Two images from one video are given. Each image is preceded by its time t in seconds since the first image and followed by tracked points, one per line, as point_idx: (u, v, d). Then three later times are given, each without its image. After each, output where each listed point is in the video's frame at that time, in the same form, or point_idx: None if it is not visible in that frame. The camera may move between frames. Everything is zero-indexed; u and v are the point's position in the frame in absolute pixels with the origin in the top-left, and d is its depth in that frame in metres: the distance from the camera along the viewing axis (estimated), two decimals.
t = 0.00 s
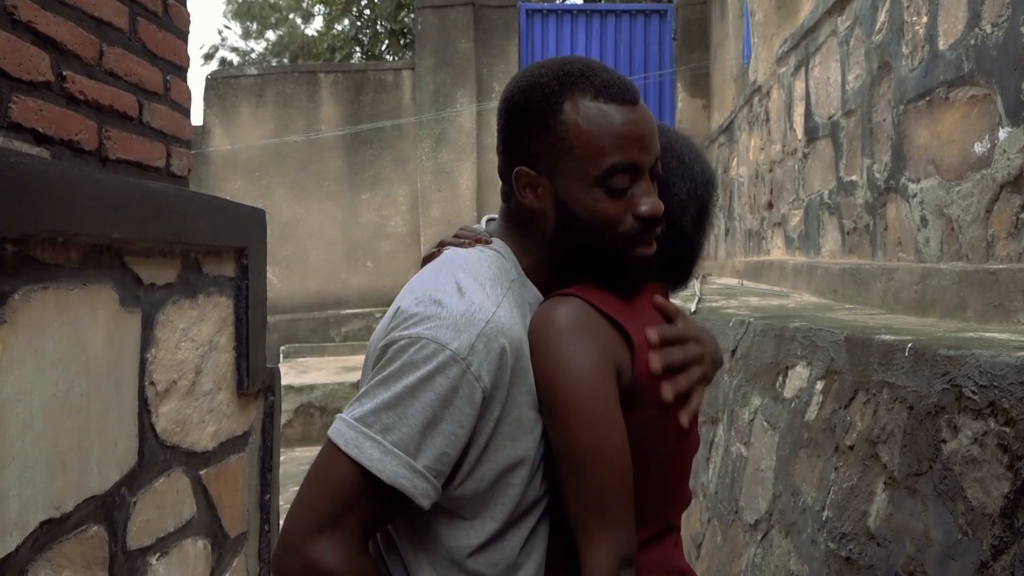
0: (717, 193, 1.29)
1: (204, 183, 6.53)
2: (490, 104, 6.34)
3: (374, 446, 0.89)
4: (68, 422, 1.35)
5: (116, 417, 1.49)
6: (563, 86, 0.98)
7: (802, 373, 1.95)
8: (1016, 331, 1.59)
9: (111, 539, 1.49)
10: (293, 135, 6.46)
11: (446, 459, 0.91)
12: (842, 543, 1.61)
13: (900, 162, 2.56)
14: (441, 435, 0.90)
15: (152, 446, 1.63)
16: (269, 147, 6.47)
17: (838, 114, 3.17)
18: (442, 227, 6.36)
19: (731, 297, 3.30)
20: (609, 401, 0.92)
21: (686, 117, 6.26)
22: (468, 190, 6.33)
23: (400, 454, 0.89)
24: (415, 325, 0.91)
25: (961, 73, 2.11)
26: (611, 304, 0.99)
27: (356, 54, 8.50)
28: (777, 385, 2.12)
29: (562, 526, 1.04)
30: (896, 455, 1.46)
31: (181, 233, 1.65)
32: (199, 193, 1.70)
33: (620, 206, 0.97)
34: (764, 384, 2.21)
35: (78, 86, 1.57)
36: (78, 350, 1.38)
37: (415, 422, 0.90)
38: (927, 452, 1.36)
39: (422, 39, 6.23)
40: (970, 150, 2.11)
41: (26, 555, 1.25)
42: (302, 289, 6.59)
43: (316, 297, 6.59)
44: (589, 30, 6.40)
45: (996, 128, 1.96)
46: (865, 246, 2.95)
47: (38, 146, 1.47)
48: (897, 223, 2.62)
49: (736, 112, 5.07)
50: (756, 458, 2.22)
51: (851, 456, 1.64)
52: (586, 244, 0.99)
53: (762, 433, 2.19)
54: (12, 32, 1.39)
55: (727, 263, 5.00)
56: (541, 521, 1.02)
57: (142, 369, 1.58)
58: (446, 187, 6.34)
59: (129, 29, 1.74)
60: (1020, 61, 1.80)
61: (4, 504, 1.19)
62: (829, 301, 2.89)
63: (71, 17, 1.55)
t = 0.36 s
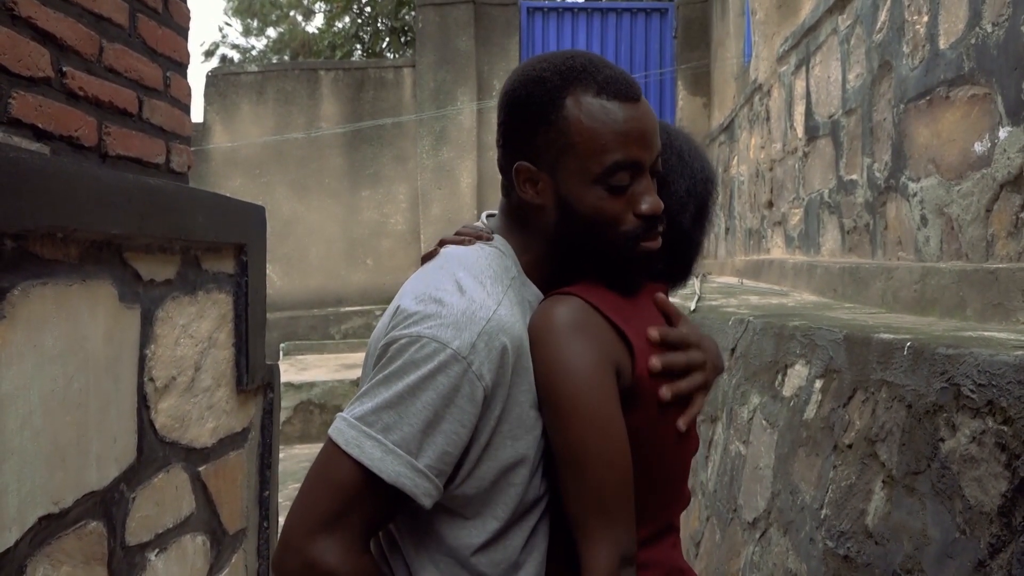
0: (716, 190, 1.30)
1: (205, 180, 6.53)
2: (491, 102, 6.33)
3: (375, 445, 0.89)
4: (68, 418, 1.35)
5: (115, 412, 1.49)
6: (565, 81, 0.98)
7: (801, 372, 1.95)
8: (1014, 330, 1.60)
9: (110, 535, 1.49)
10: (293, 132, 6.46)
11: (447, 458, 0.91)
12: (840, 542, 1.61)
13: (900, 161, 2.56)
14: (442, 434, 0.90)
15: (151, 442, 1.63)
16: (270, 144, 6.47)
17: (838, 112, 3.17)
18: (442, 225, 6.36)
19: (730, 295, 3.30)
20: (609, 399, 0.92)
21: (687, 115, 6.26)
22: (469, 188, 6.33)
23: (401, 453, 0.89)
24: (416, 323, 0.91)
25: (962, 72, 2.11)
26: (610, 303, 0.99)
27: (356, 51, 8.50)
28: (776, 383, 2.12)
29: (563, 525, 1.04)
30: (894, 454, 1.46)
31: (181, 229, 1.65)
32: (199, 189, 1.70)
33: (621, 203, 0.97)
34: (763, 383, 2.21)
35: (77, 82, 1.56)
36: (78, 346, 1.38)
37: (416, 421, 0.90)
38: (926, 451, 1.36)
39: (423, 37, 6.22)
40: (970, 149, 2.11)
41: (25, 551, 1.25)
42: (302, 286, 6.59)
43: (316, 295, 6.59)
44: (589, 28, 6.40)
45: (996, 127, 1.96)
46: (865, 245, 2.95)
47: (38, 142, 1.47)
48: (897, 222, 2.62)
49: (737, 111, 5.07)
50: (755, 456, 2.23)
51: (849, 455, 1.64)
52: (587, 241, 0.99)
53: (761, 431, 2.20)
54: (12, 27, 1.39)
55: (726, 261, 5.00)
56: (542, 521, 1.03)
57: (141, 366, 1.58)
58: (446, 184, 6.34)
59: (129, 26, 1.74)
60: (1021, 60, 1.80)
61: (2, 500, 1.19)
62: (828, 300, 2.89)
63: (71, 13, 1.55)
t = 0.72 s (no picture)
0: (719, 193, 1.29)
1: (203, 180, 6.52)
2: (489, 101, 6.33)
3: (373, 441, 0.89)
4: (64, 418, 1.35)
5: (111, 412, 1.49)
6: (594, 90, 0.97)
7: (798, 370, 1.95)
8: (1011, 328, 1.60)
9: (107, 535, 1.49)
10: (291, 132, 6.46)
11: (445, 453, 0.91)
12: (838, 539, 1.61)
13: (898, 159, 2.56)
14: (440, 429, 0.91)
15: (148, 443, 1.63)
16: (268, 143, 6.47)
17: (836, 110, 3.17)
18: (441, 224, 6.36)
19: (729, 293, 3.30)
20: (604, 394, 0.92)
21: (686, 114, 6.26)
22: (467, 187, 6.33)
23: (399, 448, 0.89)
24: (415, 319, 0.92)
25: (959, 70, 2.11)
26: (606, 300, 0.99)
27: (355, 50, 8.50)
28: (774, 381, 2.12)
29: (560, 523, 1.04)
30: (891, 451, 1.46)
31: (178, 229, 1.65)
32: (195, 189, 1.70)
33: (635, 219, 0.97)
34: (761, 381, 2.21)
35: (73, 82, 1.56)
36: (74, 345, 1.38)
37: (414, 416, 0.90)
38: (922, 449, 1.36)
39: (421, 36, 6.22)
40: (967, 147, 2.11)
41: (22, 551, 1.25)
42: (301, 285, 6.59)
43: (314, 294, 6.59)
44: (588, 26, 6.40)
45: (993, 125, 1.96)
46: (863, 243, 2.95)
47: (34, 142, 1.47)
48: (895, 220, 2.62)
49: (735, 109, 5.07)
50: (753, 454, 2.23)
51: (846, 453, 1.65)
52: (597, 251, 0.99)
53: (759, 429, 2.20)
54: (7, 27, 1.39)
55: (725, 259, 5.01)
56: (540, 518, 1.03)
57: (138, 366, 1.58)
58: (445, 183, 6.34)
59: (125, 25, 1.74)
60: (1017, 57, 1.80)
61: None
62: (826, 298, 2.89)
63: (66, 13, 1.55)
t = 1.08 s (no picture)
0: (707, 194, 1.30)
1: (201, 181, 6.52)
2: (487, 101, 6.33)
3: (362, 442, 0.89)
4: (60, 420, 1.35)
5: (108, 415, 1.49)
6: (581, 90, 0.97)
7: (796, 370, 1.95)
8: (1008, 327, 1.60)
9: (104, 538, 1.49)
10: (289, 133, 6.45)
11: (435, 454, 0.91)
12: (836, 539, 1.61)
13: (895, 159, 2.56)
14: (429, 430, 0.91)
15: (146, 445, 1.63)
16: (266, 145, 6.47)
17: (833, 110, 3.17)
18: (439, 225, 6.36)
19: (727, 293, 3.30)
20: (590, 390, 0.93)
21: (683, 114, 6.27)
22: (465, 187, 6.33)
23: (388, 450, 0.89)
24: (402, 321, 0.91)
25: (955, 69, 2.11)
26: (592, 295, 0.99)
27: (352, 51, 8.51)
28: (772, 381, 2.12)
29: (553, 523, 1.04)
30: (888, 451, 1.46)
31: (175, 230, 1.65)
32: (192, 191, 1.70)
33: (619, 218, 0.97)
34: (759, 381, 2.21)
35: (69, 84, 1.56)
36: (71, 348, 1.38)
37: (403, 417, 0.90)
38: (920, 448, 1.36)
39: (419, 37, 6.22)
40: (964, 146, 2.11)
41: (18, 554, 1.25)
42: (299, 286, 6.59)
43: (313, 295, 6.59)
44: (585, 27, 6.42)
45: (990, 124, 1.96)
46: (861, 243, 2.95)
47: (30, 144, 1.47)
48: (892, 220, 2.62)
49: (733, 109, 5.07)
50: (751, 454, 2.23)
51: (844, 453, 1.65)
52: (581, 251, 0.99)
53: (757, 429, 2.20)
54: (3, 29, 1.39)
55: (722, 259, 5.01)
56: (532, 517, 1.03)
57: (135, 368, 1.58)
58: (443, 184, 6.34)
59: (121, 27, 1.74)
60: (1014, 57, 1.80)
61: None
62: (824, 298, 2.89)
63: (62, 15, 1.54)
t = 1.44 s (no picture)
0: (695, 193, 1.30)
1: (202, 181, 6.51)
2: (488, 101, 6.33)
3: (348, 442, 0.89)
4: (61, 419, 1.35)
5: (109, 414, 1.49)
6: (561, 88, 0.97)
7: (797, 370, 1.95)
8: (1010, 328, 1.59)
9: (105, 537, 1.49)
10: (290, 132, 6.45)
11: (421, 453, 0.91)
12: (837, 540, 1.61)
13: (896, 159, 2.56)
14: (415, 429, 0.91)
15: (146, 444, 1.63)
16: (266, 144, 6.46)
17: (834, 110, 3.17)
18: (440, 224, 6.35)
19: (727, 293, 3.30)
20: (576, 387, 0.92)
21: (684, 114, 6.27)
22: (466, 187, 6.32)
23: (373, 449, 0.89)
24: (386, 320, 0.92)
25: (957, 70, 2.11)
26: (578, 295, 0.99)
27: (353, 51, 8.51)
28: (773, 381, 2.11)
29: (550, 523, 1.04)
30: (889, 452, 1.46)
31: (176, 230, 1.64)
32: (193, 190, 1.70)
33: (601, 214, 0.97)
34: (760, 382, 2.21)
35: (70, 83, 1.56)
36: (72, 347, 1.38)
37: (388, 416, 0.90)
38: (921, 449, 1.36)
39: (419, 36, 6.22)
40: (966, 147, 2.11)
41: (19, 553, 1.25)
42: (299, 286, 6.59)
43: (314, 295, 6.59)
44: (586, 26, 6.42)
45: (992, 125, 1.96)
46: (862, 243, 2.95)
47: (31, 143, 1.47)
48: (894, 220, 2.62)
49: (734, 109, 5.07)
50: (752, 455, 2.23)
51: (845, 453, 1.64)
52: (563, 247, 0.99)
53: (758, 429, 2.20)
54: (4, 28, 1.39)
55: (723, 259, 5.01)
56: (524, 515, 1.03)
57: (135, 367, 1.58)
58: (444, 184, 6.35)
59: (122, 26, 1.74)
60: (1015, 57, 1.80)
61: None
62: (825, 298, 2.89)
63: (63, 14, 1.54)
